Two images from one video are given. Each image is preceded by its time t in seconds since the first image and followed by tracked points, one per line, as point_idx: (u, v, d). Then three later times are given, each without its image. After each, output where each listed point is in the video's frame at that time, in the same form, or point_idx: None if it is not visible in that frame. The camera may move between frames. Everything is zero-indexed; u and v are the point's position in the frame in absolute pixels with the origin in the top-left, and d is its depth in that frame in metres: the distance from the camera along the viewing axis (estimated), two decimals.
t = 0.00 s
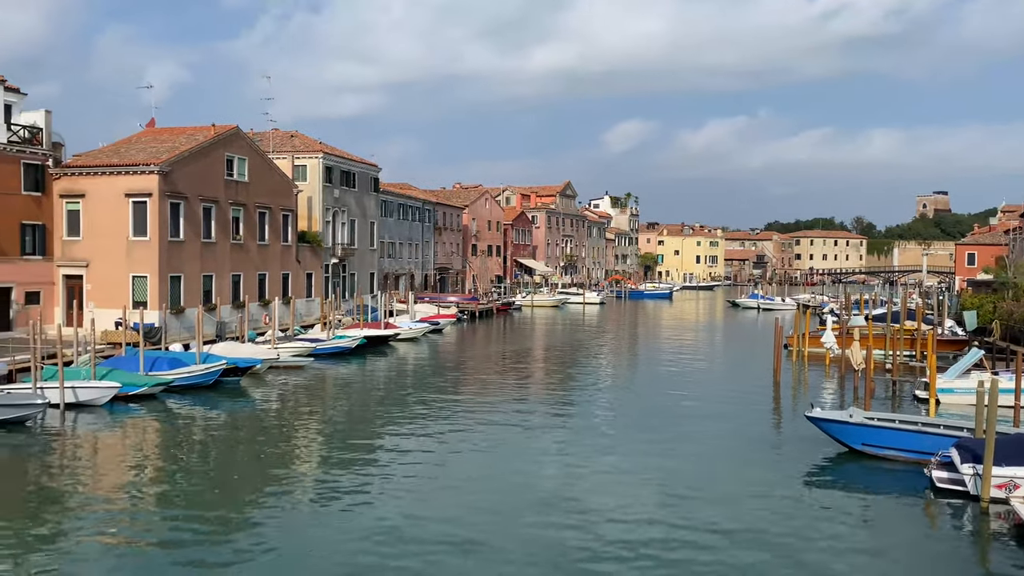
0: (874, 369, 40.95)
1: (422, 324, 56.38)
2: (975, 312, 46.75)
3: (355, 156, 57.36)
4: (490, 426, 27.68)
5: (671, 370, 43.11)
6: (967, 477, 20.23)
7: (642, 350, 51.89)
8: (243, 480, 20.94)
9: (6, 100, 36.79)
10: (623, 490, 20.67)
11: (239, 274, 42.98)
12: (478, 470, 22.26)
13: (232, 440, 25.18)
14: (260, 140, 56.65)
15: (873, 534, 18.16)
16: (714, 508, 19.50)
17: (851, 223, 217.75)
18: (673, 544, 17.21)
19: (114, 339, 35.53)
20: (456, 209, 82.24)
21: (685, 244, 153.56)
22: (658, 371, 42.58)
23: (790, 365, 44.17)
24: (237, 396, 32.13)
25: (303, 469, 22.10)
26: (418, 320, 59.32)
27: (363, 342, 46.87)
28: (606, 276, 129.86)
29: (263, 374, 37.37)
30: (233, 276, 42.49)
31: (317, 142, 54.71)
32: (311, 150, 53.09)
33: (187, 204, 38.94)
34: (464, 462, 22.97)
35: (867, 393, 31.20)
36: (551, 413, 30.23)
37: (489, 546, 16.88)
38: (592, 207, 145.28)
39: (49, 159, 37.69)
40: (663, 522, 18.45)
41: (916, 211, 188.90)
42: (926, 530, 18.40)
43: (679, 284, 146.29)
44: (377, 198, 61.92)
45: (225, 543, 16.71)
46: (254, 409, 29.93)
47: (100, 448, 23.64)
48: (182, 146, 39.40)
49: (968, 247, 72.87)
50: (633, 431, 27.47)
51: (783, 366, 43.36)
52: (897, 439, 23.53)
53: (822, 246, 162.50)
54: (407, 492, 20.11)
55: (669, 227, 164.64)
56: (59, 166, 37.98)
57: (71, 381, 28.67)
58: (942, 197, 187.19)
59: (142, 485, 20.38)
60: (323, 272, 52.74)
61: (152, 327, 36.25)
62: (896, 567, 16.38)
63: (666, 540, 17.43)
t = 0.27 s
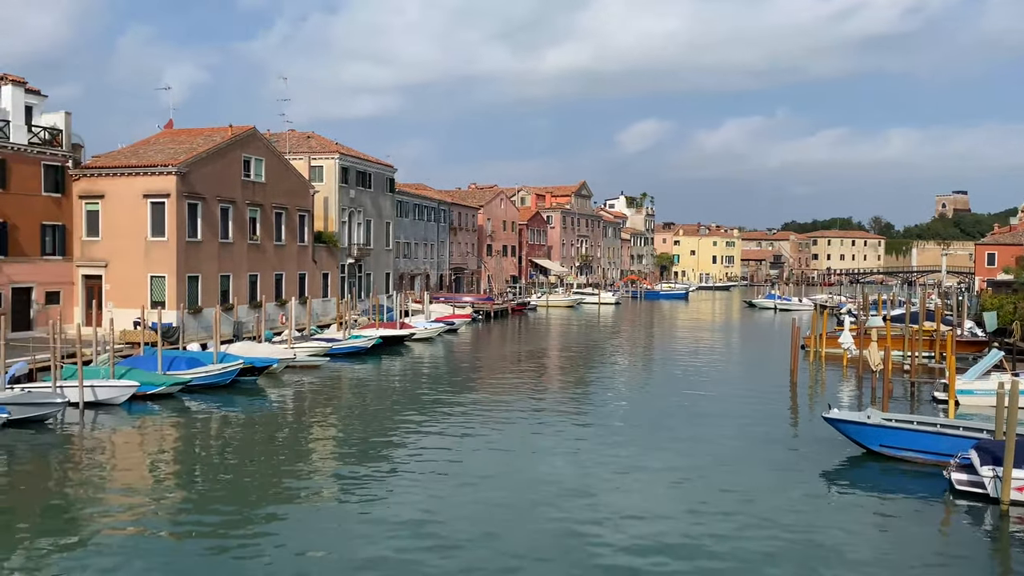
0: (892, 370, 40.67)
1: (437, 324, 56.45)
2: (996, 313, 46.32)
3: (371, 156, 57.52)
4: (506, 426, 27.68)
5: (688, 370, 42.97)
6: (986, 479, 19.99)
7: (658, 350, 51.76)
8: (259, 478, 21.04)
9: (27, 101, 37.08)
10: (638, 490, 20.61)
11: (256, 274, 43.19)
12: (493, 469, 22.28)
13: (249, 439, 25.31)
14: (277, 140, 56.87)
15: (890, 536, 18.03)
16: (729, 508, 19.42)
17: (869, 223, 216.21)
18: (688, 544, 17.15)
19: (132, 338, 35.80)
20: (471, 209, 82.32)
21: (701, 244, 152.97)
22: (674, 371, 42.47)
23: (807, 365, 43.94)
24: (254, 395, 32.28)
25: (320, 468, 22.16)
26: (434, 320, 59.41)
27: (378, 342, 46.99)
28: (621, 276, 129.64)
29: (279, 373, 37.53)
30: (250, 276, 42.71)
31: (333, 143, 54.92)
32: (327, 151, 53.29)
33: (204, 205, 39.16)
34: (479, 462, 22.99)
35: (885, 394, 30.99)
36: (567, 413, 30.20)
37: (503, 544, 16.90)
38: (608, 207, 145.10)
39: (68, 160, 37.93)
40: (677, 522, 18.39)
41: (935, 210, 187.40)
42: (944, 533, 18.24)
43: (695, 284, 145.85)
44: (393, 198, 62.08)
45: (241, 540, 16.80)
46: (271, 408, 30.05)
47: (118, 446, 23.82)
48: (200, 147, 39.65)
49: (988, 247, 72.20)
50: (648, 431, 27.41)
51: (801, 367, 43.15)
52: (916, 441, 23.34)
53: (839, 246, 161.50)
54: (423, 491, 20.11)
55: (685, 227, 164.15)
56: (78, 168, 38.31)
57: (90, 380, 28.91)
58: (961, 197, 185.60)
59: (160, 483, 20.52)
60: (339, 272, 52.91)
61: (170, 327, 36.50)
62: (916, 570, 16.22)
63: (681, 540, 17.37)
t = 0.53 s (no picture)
0: (910, 371, 40.36)
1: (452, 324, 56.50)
2: (1016, 313, 45.88)
3: (387, 157, 57.64)
4: (520, 426, 27.67)
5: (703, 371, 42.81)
6: (1006, 481, 19.81)
7: (673, 351, 51.59)
8: (275, 477, 21.12)
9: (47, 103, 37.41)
10: (654, 491, 20.56)
11: (272, 274, 43.38)
12: (509, 469, 22.27)
13: (265, 438, 25.41)
14: (293, 141, 57.09)
15: (908, 538, 17.90)
16: (745, 510, 19.33)
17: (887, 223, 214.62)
18: (704, 545, 17.09)
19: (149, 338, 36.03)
20: (486, 209, 82.35)
21: (717, 244, 152.21)
22: (689, 372, 42.32)
23: (823, 366, 43.68)
24: (271, 394, 32.43)
25: (336, 467, 22.22)
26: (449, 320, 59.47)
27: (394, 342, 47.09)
28: (636, 276, 129.29)
29: (296, 373, 37.67)
30: (267, 276, 42.91)
31: (349, 144, 55.08)
32: (343, 151, 53.46)
33: (221, 206, 39.38)
34: (495, 462, 22.98)
35: (904, 395, 30.74)
36: (582, 414, 30.15)
37: (518, 544, 16.90)
38: (623, 207, 144.77)
39: (88, 160, 38.03)
40: (694, 523, 18.32)
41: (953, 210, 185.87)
42: (964, 535, 18.08)
43: (711, 284, 145.28)
44: (408, 199, 62.18)
45: (257, 537, 16.87)
46: (287, 407, 30.17)
47: (136, 445, 24.00)
48: (217, 148, 39.88)
49: (1008, 248, 71.49)
50: (664, 432, 27.32)
51: (817, 367, 42.88)
52: (935, 442, 23.16)
53: (856, 247, 160.44)
54: (439, 490, 20.14)
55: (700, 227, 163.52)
56: (97, 169, 38.79)
57: (108, 379, 29.16)
58: (980, 197, 183.98)
59: (176, 481, 20.64)
60: (354, 272, 53.07)
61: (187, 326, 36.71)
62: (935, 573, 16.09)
63: (697, 541, 17.31)
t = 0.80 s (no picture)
0: (928, 372, 40.05)
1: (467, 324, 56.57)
2: None
3: (402, 157, 57.77)
4: (535, 426, 27.68)
5: (719, 372, 42.66)
6: None
7: (689, 351, 51.43)
8: (292, 476, 21.22)
9: (66, 105, 37.68)
10: (670, 492, 20.50)
11: (288, 275, 43.57)
12: (524, 469, 22.27)
13: (282, 437, 25.53)
14: (309, 142, 57.31)
15: (926, 540, 17.79)
16: (761, 511, 19.26)
17: (905, 223, 213.01)
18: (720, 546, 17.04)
19: (167, 338, 36.26)
20: (501, 209, 82.34)
21: (733, 244, 151.45)
22: (705, 373, 42.17)
23: (840, 367, 43.42)
24: (287, 394, 32.57)
25: (352, 466, 22.31)
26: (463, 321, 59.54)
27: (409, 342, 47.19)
28: (651, 276, 128.92)
29: (311, 372, 37.81)
30: (283, 276, 43.10)
31: (364, 145, 55.24)
32: (359, 152, 53.63)
33: (238, 206, 39.59)
34: (510, 462, 22.99)
35: (922, 397, 30.51)
36: (598, 414, 30.14)
37: (535, 543, 16.91)
38: (638, 207, 144.44)
39: (106, 162, 38.36)
40: (710, 524, 18.25)
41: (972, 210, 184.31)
42: (984, 538, 17.93)
43: (726, 285, 144.70)
44: (423, 199, 62.29)
45: (274, 536, 16.94)
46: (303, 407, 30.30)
47: (154, 444, 24.15)
48: (234, 149, 40.08)
49: None
50: (679, 433, 27.25)
51: (834, 368, 42.63)
52: (953, 444, 22.97)
53: (874, 247, 159.37)
54: (455, 490, 20.16)
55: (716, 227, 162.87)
56: (116, 169, 38.83)
57: (126, 378, 29.34)
58: (999, 196, 182.33)
59: (194, 479, 20.76)
60: (370, 272, 53.22)
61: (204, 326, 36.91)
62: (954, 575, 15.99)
63: (713, 542, 17.26)
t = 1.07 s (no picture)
0: (947, 373, 39.72)
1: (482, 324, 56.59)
2: None
3: (417, 158, 57.86)
4: (551, 426, 27.65)
5: (735, 372, 42.48)
6: None
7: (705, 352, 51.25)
8: (308, 475, 21.28)
9: (86, 106, 37.98)
10: (687, 492, 20.44)
11: (305, 275, 43.74)
12: (540, 469, 22.25)
13: (298, 436, 25.62)
14: (325, 142, 57.52)
15: (947, 542, 17.65)
16: (779, 511, 19.16)
17: (923, 223, 211.30)
18: (737, 546, 16.96)
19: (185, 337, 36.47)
20: (516, 209, 82.34)
21: (749, 244, 150.50)
22: (720, 373, 42.01)
23: (857, 368, 43.14)
24: (304, 393, 32.69)
25: (368, 465, 22.37)
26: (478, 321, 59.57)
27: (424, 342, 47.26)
28: (667, 276, 128.52)
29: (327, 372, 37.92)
30: (299, 276, 43.27)
31: (380, 145, 55.38)
32: (375, 152, 53.76)
33: (255, 207, 39.77)
34: (526, 462, 22.98)
35: (941, 398, 30.27)
36: (613, 414, 30.08)
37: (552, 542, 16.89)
38: (654, 207, 144.05)
39: (125, 163, 38.65)
40: (727, 525, 18.18)
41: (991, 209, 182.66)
42: (1005, 540, 17.75)
43: (742, 285, 144.09)
44: (438, 199, 62.35)
45: (292, 534, 17.00)
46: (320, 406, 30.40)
47: (172, 443, 24.29)
48: (251, 150, 40.27)
49: None
50: (695, 434, 27.15)
51: (851, 369, 42.36)
52: (973, 447, 22.75)
53: (892, 247, 158.25)
54: (471, 489, 20.14)
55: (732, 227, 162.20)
56: (134, 170, 39.08)
57: (145, 378, 29.53)
58: (1020, 196, 180.57)
59: (212, 478, 20.85)
60: (385, 273, 53.34)
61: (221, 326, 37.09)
62: None
63: (730, 542, 17.19)
